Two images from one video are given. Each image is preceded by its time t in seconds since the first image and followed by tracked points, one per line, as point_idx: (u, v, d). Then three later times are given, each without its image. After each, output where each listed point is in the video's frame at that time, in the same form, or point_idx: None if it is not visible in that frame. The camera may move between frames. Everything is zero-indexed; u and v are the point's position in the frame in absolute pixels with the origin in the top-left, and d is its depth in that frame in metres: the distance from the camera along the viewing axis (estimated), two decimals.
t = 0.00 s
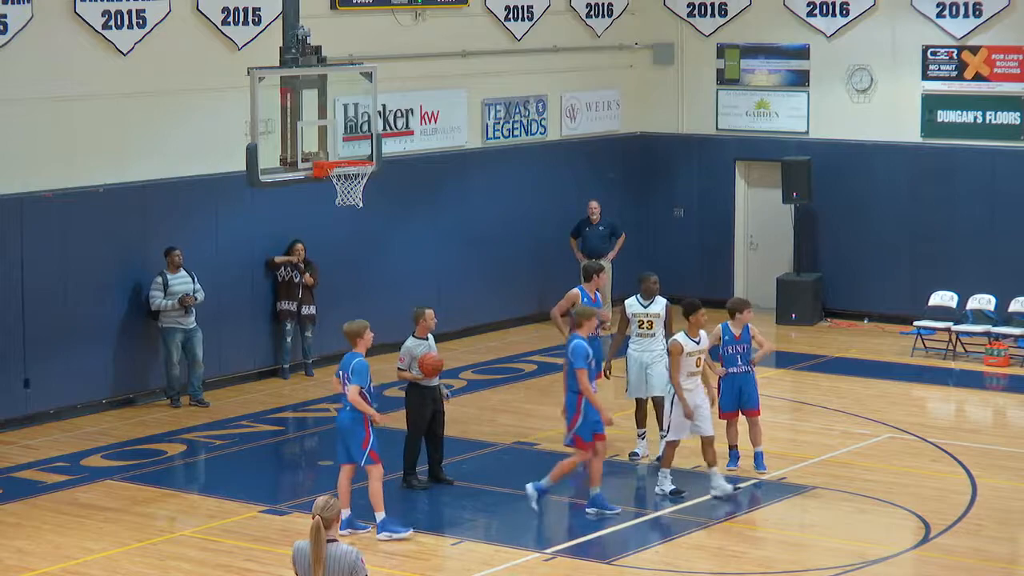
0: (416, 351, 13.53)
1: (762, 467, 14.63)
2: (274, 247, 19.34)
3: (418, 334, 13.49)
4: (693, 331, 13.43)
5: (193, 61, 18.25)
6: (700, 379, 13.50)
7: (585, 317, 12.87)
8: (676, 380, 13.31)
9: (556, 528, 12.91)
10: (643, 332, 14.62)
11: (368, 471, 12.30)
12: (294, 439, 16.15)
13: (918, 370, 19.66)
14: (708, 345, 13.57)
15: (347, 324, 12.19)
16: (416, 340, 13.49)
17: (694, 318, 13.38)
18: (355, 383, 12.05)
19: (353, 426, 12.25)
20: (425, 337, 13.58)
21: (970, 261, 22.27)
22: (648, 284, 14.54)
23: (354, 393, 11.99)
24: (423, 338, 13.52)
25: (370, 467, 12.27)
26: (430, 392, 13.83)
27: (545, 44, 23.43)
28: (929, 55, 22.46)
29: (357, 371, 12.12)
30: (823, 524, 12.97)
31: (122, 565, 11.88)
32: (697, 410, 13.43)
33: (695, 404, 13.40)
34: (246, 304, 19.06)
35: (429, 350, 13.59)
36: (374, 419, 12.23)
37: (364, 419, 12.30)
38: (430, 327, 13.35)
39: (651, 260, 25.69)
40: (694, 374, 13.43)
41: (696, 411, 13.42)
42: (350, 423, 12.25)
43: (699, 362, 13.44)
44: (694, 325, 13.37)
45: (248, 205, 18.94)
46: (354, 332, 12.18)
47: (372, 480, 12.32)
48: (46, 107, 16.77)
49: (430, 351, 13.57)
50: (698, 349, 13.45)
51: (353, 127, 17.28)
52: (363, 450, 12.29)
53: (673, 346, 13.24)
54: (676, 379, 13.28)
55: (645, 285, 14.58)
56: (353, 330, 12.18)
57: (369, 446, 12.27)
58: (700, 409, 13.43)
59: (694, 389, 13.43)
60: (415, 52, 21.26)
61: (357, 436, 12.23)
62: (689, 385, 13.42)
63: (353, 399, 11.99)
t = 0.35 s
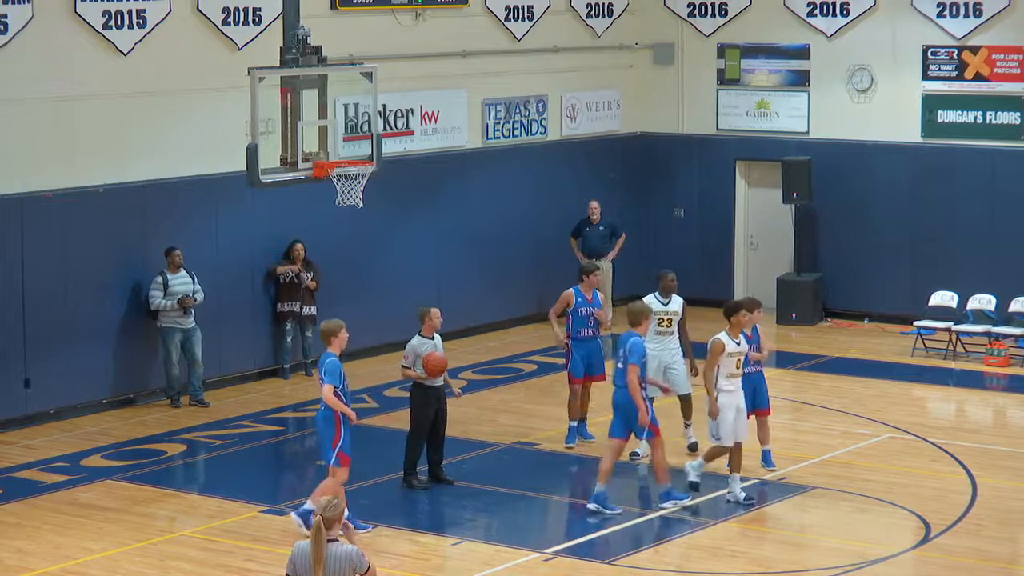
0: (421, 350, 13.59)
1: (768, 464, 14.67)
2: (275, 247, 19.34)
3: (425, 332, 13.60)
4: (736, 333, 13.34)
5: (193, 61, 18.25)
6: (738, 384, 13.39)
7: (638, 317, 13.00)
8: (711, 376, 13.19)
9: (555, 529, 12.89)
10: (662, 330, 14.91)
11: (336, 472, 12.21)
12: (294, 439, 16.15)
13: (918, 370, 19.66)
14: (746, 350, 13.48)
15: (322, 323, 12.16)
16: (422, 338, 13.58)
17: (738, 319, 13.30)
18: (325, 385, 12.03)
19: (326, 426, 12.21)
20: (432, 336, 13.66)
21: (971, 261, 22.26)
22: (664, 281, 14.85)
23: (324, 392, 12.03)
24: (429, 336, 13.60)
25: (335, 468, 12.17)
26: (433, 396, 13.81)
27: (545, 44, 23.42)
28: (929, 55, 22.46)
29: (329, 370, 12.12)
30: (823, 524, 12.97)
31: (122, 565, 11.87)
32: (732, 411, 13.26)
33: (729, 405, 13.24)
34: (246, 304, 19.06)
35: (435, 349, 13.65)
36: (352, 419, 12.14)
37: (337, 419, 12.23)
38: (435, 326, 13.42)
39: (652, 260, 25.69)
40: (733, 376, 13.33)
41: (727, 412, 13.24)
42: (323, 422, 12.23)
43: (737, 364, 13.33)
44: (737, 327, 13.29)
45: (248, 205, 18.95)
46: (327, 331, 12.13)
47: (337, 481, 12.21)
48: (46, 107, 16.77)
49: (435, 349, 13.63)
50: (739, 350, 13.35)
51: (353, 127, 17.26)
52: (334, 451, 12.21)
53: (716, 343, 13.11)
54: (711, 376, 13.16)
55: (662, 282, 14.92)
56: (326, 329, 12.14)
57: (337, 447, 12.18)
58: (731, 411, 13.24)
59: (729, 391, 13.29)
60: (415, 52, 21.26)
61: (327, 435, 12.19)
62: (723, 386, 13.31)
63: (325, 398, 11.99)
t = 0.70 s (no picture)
0: (422, 349, 13.59)
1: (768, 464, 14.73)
2: (275, 247, 19.35)
3: (426, 330, 13.59)
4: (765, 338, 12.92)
5: (193, 61, 18.24)
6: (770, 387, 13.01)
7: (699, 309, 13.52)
8: (739, 384, 12.86)
9: (555, 529, 12.88)
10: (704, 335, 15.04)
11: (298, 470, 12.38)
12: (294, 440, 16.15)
13: (918, 370, 19.66)
14: (779, 351, 13.00)
15: (306, 324, 12.10)
16: (422, 338, 13.57)
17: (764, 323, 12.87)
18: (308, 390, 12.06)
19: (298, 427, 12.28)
20: (433, 337, 13.66)
21: (970, 261, 22.27)
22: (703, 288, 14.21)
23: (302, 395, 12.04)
24: (430, 336, 13.61)
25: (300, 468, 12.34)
26: (434, 397, 13.79)
27: (545, 44, 23.42)
28: (929, 55, 22.47)
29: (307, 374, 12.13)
30: (824, 523, 12.97)
31: (122, 565, 11.87)
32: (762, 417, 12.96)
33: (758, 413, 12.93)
34: (246, 304, 19.06)
35: (436, 349, 13.65)
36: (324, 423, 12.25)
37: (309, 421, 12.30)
38: (436, 326, 13.40)
39: (651, 260, 25.71)
40: (765, 381, 12.93)
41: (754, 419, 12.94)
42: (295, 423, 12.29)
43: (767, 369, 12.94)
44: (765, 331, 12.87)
45: (248, 206, 18.95)
46: (310, 334, 12.10)
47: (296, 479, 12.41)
48: (46, 108, 16.76)
49: (436, 349, 13.63)
50: (769, 354, 12.91)
51: (353, 126, 17.25)
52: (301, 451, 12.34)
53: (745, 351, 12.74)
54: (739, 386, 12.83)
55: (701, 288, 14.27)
56: (309, 332, 12.10)
57: (305, 449, 12.30)
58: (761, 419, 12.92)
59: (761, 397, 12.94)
60: (415, 53, 21.25)
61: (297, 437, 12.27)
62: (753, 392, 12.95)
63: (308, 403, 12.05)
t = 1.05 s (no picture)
0: (423, 349, 13.57)
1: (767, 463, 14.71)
2: (275, 247, 19.35)
3: (426, 331, 13.58)
4: (794, 341, 12.73)
5: (193, 61, 18.24)
6: (801, 389, 12.84)
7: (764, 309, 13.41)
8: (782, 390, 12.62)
9: (556, 530, 12.87)
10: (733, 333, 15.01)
11: (293, 471, 12.35)
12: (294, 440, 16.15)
13: (918, 371, 19.65)
14: (807, 353, 12.85)
15: (292, 324, 12.09)
16: (422, 338, 13.55)
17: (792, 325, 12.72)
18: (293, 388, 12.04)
19: (289, 427, 12.24)
20: (433, 336, 13.63)
21: (971, 261, 22.26)
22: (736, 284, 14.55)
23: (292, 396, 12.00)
24: (430, 336, 13.59)
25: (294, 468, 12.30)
26: (433, 398, 13.79)
27: (545, 44, 23.41)
28: (929, 55, 22.46)
29: (295, 374, 12.09)
30: (824, 524, 12.96)
31: (122, 565, 11.86)
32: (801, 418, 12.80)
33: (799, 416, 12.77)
34: (246, 304, 19.05)
35: (437, 349, 13.63)
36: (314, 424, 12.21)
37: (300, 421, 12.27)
38: (435, 325, 13.39)
39: (651, 260, 25.71)
40: (795, 384, 12.79)
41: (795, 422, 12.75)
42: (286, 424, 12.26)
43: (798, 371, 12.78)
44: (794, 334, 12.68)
45: (248, 205, 18.94)
46: (297, 333, 12.09)
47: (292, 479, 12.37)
48: (46, 107, 16.76)
49: (437, 350, 13.60)
50: (798, 358, 12.75)
51: (354, 127, 17.24)
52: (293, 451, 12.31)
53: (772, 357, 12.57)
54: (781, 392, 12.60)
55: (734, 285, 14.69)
56: (296, 331, 12.09)
57: (298, 448, 12.27)
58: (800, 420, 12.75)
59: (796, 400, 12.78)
60: (415, 52, 21.24)
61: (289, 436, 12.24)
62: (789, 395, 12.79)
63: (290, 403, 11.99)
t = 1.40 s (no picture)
0: (423, 349, 13.58)
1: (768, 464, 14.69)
2: (275, 247, 19.35)
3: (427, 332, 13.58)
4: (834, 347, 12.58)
5: (193, 60, 18.24)
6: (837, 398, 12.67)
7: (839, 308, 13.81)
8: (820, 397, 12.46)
9: (555, 530, 12.87)
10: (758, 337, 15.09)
11: (292, 469, 12.33)
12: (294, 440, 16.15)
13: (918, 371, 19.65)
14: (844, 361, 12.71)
15: (288, 322, 12.09)
16: (423, 338, 13.56)
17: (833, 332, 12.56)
18: (297, 386, 12.05)
19: (287, 424, 12.24)
20: (432, 336, 13.62)
21: (971, 261, 22.26)
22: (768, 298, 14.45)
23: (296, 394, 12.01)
24: (430, 335, 13.58)
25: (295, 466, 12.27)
26: (433, 396, 13.79)
27: (545, 44, 23.41)
28: (929, 56, 22.47)
29: (296, 372, 12.11)
30: (824, 524, 12.96)
31: (122, 565, 11.87)
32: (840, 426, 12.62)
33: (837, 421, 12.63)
34: (246, 304, 19.06)
35: (437, 349, 13.63)
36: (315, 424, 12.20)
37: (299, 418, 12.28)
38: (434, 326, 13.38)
39: (651, 260, 25.71)
40: (834, 392, 12.60)
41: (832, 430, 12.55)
42: (284, 421, 12.25)
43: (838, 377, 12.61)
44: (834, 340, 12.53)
45: (248, 205, 18.94)
46: (294, 330, 12.09)
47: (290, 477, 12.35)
48: (47, 108, 16.77)
49: (437, 349, 13.61)
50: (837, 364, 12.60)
51: (354, 127, 17.25)
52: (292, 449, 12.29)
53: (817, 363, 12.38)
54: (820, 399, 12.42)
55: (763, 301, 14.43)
56: (293, 329, 12.09)
57: (297, 445, 12.26)
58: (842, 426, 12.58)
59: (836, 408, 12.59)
60: (415, 52, 21.24)
61: (288, 434, 12.22)
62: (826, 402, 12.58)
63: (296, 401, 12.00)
